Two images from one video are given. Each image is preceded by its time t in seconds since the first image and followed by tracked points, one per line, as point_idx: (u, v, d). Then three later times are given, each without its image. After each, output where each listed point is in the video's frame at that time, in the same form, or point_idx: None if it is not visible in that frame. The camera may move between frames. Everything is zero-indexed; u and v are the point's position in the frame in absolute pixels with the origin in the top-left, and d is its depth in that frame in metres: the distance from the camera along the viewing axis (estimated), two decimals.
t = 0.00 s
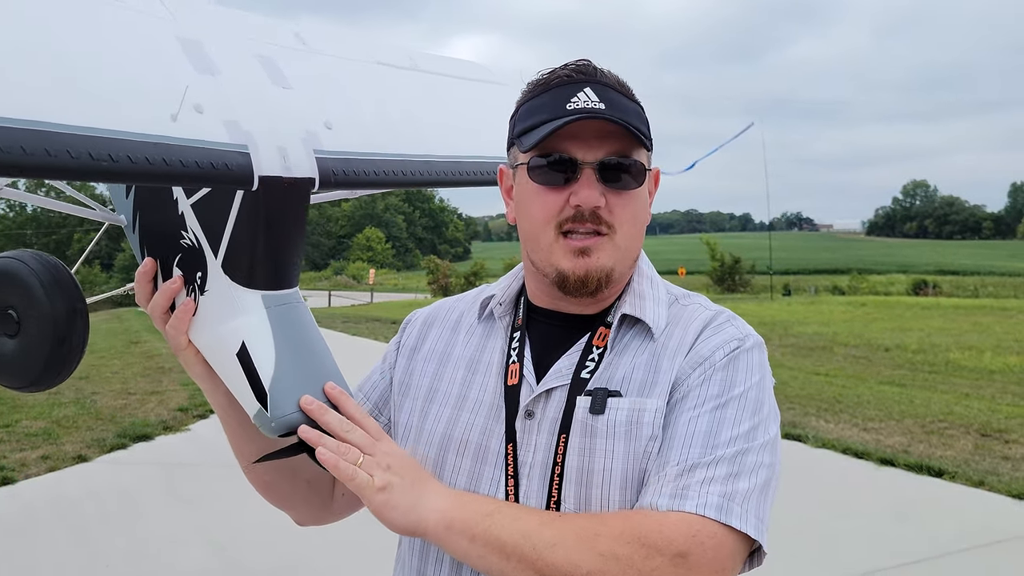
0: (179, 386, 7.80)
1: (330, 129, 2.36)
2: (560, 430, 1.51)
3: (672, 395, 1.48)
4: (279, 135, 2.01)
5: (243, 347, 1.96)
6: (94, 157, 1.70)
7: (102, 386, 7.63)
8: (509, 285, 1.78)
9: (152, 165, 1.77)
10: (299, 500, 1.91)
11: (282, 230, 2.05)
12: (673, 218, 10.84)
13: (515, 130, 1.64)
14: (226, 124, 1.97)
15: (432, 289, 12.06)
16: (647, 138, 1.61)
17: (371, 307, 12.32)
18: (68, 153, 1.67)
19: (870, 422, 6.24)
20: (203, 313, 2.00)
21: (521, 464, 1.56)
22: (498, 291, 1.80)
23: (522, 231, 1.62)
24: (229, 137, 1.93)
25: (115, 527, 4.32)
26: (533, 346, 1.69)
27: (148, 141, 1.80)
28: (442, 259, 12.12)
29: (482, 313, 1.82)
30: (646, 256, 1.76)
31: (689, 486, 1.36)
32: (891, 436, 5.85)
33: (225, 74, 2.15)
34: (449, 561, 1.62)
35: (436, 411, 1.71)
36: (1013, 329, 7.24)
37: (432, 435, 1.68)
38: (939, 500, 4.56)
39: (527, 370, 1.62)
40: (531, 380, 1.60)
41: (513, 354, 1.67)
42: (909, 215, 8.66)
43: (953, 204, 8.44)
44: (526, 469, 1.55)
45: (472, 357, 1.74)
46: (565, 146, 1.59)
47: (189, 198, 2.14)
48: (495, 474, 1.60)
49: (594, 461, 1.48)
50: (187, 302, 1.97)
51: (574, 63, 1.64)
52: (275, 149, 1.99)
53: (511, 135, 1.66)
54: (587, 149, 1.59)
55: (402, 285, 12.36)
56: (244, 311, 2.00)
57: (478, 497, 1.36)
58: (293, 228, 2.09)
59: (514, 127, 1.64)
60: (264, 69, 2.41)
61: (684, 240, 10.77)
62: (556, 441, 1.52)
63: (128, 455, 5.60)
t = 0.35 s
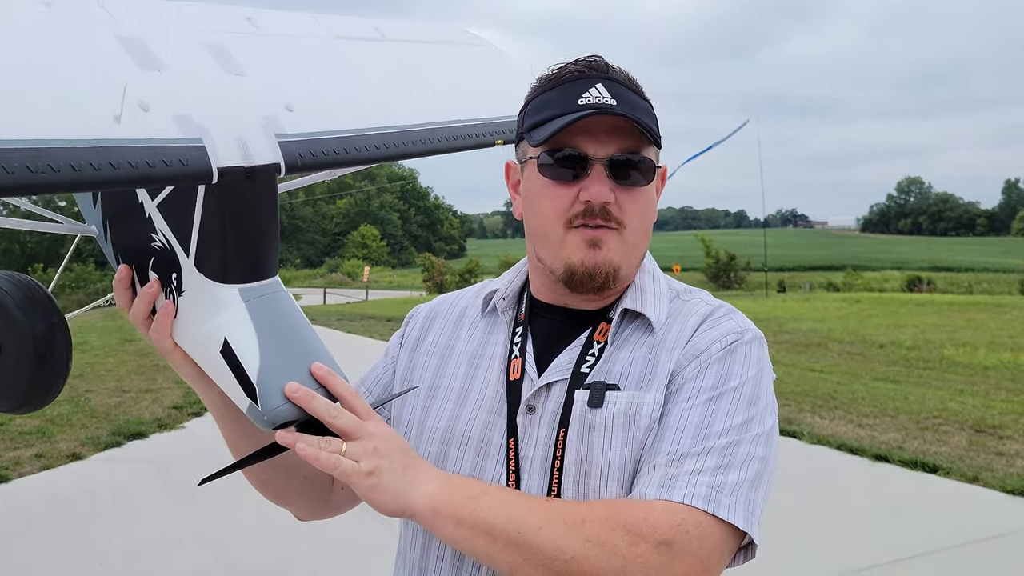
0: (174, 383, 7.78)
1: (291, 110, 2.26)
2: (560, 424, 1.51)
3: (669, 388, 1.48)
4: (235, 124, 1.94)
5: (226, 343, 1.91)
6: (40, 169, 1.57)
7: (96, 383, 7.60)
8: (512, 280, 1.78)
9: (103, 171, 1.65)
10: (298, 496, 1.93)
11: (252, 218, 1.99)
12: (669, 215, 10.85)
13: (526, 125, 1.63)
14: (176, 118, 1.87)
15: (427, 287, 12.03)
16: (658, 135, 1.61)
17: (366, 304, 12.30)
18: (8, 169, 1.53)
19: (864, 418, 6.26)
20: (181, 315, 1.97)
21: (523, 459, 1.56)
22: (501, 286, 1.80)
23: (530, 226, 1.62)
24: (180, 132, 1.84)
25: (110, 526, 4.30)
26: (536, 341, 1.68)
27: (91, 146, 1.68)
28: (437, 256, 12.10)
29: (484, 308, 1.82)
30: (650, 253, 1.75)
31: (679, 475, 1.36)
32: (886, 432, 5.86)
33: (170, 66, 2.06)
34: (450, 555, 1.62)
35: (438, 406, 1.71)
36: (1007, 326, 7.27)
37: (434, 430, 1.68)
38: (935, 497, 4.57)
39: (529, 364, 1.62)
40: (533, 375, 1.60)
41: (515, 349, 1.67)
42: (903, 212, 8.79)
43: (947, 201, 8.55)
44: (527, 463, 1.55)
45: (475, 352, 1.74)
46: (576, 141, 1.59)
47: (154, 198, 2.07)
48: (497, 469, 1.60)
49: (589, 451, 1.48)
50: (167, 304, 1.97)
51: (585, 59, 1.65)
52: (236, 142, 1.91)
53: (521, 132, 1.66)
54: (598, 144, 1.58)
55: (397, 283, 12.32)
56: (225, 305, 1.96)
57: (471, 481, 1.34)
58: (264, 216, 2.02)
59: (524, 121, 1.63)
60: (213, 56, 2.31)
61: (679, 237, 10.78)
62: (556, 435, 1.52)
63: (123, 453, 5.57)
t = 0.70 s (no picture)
0: (171, 382, 7.76)
1: (291, 133, 2.29)
2: (560, 422, 1.51)
3: (669, 386, 1.48)
4: (229, 152, 1.97)
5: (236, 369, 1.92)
6: (30, 222, 1.58)
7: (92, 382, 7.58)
8: (509, 279, 1.79)
9: (94, 216, 1.67)
10: (322, 508, 1.92)
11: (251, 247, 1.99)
12: (666, 213, 10.86)
13: (516, 125, 1.63)
14: (169, 154, 1.89)
15: (424, 285, 12.01)
16: (646, 132, 1.60)
17: (363, 302, 12.28)
18: None
19: (861, 415, 6.27)
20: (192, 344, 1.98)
21: (523, 457, 1.56)
22: (499, 286, 1.80)
23: (522, 225, 1.62)
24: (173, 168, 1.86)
25: (107, 525, 4.29)
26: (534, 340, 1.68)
27: (81, 193, 1.69)
28: (434, 254, 12.13)
29: (483, 309, 1.82)
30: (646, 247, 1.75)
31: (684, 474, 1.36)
32: (883, 430, 5.88)
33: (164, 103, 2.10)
34: (453, 553, 1.63)
35: (438, 405, 1.71)
36: (1004, 323, 7.28)
37: (434, 429, 1.68)
38: (932, 493, 4.58)
39: (527, 363, 1.62)
40: (531, 372, 1.60)
41: (513, 347, 1.67)
42: (899, 210, 8.80)
43: (943, 199, 8.55)
44: (527, 461, 1.55)
45: (474, 351, 1.74)
46: (564, 141, 1.58)
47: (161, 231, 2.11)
48: (497, 468, 1.60)
49: (591, 450, 1.48)
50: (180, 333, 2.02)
51: (571, 58, 1.64)
52: (231, 170, 1.94)
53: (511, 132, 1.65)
54: (587, 143, 1.58)
55: (395, 281, 12.28)
56: (233, 331, 1.98)
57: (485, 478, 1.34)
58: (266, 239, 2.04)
59: (514, 122, 1.63)
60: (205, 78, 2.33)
61: (677, 234, 10.79)
62: (556, 433, 1.52)
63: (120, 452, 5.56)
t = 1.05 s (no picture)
0: (168, 383, 7.74)
1: (301, 139, 2.29)
2: (551, 419, 1.51)
3: (658, 384, 1.48)
4: (241, 156, 1.97)
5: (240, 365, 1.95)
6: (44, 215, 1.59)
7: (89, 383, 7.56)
8: (503, 281, 1.79)
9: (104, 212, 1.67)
10: (329, 507, 1.91)
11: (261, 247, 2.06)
12: (663, 214, 10.88)
13: (506, 125, 1.63)
14: (181, 157, 1.90)
15: (421, 287, 12.00)
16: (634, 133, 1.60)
17: (360, 303, 12.28)
18: (13, 218, 1.54)
19: (858, 416, 6.28)
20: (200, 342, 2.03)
21: (515, 455, 1.55)
22: (492, 288, 1.80)
23: (513, 226, 1.63)
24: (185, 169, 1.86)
25: (103, 525, 4.27)
26: (527, 340, 1.68)
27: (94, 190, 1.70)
28: (431, 255, 12.16)
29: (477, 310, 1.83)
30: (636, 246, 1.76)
31: (673, 471, 1.36)
32: (879, 431, 5.89)
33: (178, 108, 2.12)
34: (447, 550, 1.62)
35: (432, 404, 1.71)
36: (1000, 325, 7.30)
37: (429, 429, 1.68)
38: (929, 494, 4.59)
39: (521, 362, 1.61)
40: (524, 371, 1.60)
41: (507, 347, 1.67)
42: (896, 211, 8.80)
43: (939, 200, 8.65)
44: (520, 459, 1.54)
45: (469, 351, 1.74)
46: (553, 143, 1.59)
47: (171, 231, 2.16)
48: (490, 465, 1.59)
49: (582, 448, 1.48)
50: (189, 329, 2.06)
51: (563, 62, 1.64)
52: (242, 174, 1.93)
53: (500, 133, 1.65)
54: (575, 145, 1.57)
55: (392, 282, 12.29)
56: (238, 330, 2.01)
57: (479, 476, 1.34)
58: (272, 242, 2.08)
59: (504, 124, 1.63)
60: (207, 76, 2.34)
61: (674, 236, 10.82)
62: (547, 431, 1.52)
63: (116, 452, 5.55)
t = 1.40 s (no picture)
0: (168, 384, 7.74)
1: (266, 128, 2.51)
2: (547, 420, 1.51)
3: (654, 386, 1.44)
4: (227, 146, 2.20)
5: (253, 340, 2.30)
6: (78, 197, 1.68)
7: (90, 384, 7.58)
8: (516, 283, 1.83)
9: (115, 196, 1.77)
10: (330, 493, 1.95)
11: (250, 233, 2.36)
12: (664, 217, 10.90)
13: (513, 122, 1.66)
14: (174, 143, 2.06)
15: (421, 288, 12.00)
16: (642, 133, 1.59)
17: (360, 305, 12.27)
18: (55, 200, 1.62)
19: (858, 419, 6.28)
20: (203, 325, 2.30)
21: (512, 455, 1.56)
22: (504, 287, 1.84)
23: (518, 224, 1.65)
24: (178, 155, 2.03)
25: (104, 527, 4.28)
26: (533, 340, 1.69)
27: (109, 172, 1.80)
28: (431, 257, 12.20)
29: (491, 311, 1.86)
30: (652, 246, 1.75)
31: (667, 478, 1.29)
32: (879, 433, 5.89)
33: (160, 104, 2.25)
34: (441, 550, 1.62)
35: (441, 400, 1.73)
36: (999, 327, 7.32)
37: (435, 427, 1.70)
38: (930, 495, 4.60)
39: (524, 362, 1.63)
40: (526, 371, 1.61)
41: (514, 348, 1.69)
42: (895, 213, 9.30)
43: (939, 202, 8.96)
44: (516, 460, 1.54)
45: (480, 350, 1.76)
46: (560, 141, 1.61)
47: (161, 221, 2.38)
48: (488, 465, 1.60)
49: (575, 449, 1.45)
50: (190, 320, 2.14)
51: (575, 58, 1.66)
52: (229, 160, 2.18)
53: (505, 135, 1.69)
54: (580, 143, 1.60)
55: (392, 283, 12.18)
56: (244, 307, 2.35)
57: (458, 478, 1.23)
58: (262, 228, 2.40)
59: (512, 121, 1.67)
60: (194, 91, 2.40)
61: (674, 238, 10.84)
62: (543, 430, 1.51)
63: (117, 454, 5.55)
